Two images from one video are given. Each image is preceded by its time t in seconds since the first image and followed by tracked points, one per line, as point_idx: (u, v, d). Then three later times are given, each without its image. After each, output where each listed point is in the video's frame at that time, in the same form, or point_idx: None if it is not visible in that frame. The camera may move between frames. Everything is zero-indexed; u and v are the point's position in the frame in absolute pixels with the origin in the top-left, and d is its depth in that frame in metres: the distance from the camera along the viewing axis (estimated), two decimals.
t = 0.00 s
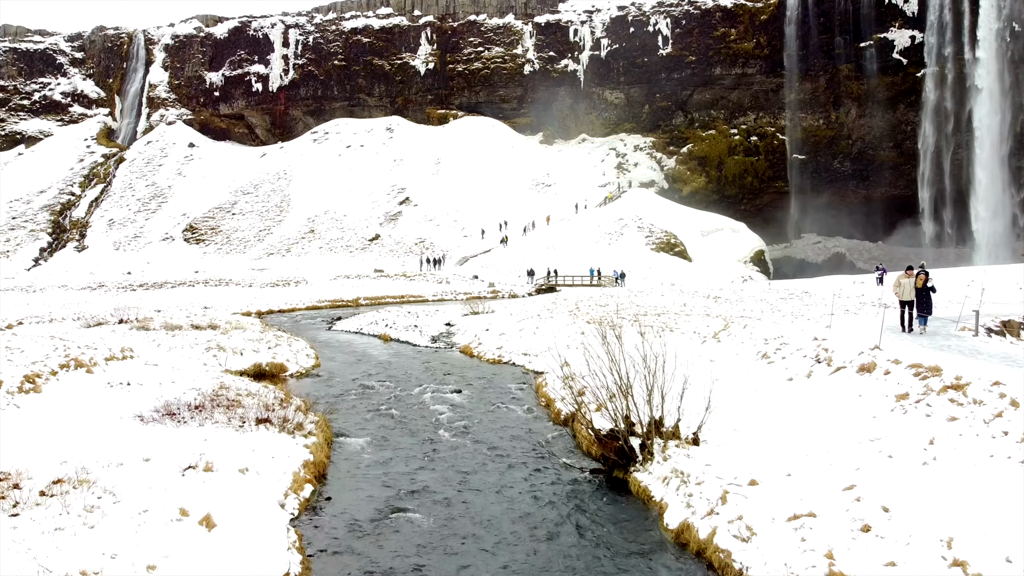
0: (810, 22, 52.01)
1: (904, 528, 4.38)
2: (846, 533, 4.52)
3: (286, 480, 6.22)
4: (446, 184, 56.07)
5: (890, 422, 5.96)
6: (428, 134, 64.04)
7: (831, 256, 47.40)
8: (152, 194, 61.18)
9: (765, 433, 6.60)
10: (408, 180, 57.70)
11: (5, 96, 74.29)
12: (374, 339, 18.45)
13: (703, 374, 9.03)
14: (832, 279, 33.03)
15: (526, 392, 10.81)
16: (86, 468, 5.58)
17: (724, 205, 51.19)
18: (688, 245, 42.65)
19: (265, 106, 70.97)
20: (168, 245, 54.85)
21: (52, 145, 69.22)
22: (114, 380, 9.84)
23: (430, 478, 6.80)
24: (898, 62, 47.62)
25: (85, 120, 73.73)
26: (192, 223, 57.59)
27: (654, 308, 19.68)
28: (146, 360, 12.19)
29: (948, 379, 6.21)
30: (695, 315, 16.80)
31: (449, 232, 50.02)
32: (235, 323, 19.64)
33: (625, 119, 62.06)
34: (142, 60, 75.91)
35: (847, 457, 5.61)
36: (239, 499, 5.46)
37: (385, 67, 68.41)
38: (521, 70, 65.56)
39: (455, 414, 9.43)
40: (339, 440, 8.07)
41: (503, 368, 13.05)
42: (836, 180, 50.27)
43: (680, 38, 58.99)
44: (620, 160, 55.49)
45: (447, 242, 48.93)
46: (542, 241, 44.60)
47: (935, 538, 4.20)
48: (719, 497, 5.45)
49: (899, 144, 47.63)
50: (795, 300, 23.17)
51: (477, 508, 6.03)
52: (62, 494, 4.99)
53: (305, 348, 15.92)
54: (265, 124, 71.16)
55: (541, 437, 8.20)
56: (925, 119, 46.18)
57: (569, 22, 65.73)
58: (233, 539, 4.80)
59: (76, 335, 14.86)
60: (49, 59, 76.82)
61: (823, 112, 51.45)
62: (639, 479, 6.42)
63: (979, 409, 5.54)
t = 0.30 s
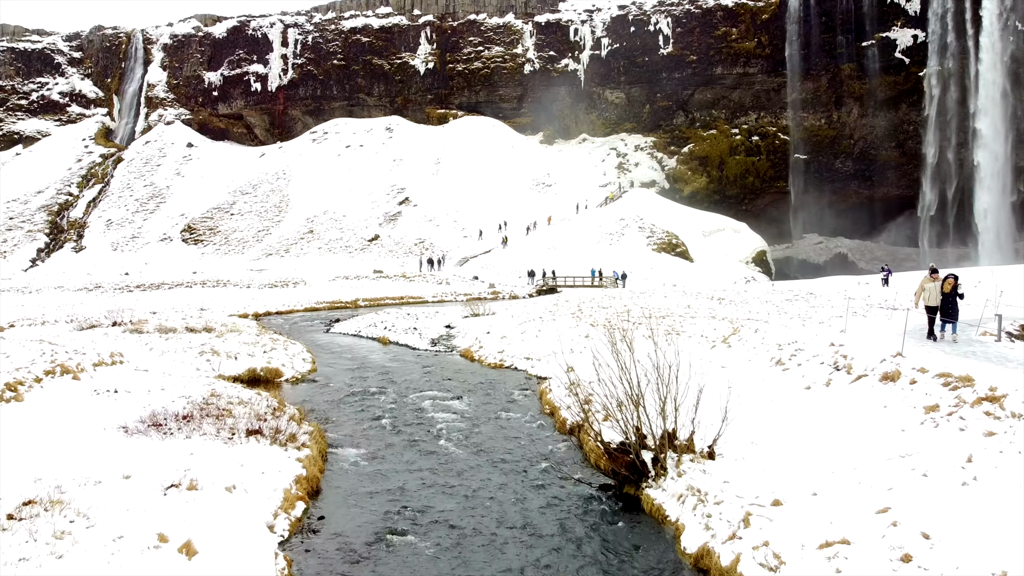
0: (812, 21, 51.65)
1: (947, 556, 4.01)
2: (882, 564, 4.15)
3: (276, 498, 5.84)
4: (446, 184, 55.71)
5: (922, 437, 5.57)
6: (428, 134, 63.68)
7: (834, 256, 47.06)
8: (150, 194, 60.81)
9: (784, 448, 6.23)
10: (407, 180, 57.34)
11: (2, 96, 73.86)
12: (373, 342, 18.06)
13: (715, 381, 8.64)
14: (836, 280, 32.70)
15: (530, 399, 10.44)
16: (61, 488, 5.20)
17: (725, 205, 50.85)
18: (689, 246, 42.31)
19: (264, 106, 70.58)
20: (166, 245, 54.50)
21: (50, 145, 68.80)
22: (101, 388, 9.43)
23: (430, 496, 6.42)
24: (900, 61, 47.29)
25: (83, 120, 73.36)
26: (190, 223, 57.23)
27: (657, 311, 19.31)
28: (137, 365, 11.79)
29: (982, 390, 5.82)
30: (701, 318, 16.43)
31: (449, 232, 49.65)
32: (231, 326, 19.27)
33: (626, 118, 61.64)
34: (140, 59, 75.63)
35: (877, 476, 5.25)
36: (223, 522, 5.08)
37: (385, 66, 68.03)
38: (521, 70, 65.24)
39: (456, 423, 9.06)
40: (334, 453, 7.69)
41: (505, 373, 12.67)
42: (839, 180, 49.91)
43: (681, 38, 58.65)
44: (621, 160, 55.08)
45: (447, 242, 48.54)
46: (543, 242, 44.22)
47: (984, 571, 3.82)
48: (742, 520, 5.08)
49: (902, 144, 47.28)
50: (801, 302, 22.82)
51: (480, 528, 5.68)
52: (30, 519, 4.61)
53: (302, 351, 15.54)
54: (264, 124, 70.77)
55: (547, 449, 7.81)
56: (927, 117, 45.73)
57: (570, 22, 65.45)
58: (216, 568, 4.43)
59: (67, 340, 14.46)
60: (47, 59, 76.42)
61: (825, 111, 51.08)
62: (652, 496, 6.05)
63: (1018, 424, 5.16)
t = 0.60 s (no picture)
0: (813, 20, 51.31)
1: None
2: None
3: (265, 516, 5.49)
4: (446, 184, 55.36)
5: (955, 452, 5.19)
6: (427, 134, 63.33)
7: (835, 257, 46.78)
8: (148, 194, 60.47)
9: (804, 464, 5.87)
10: (407, 180, 57.01)
11: None
12: (371, 345, 17.71)
13: (726, 388, 8.28)
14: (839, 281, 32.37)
15: (533, 406, 10.09)
16: (30, 509, 4.83)
17: (726, 205, 50.52)
18: (690, 246, 42.00)
19: (263, 106, 70.24)
20: (164, 246, 54.15)
21: (47, 145, 68.41)
22: (86, 395, 9.05)
23: (429, 514, 6.06)
24: (902, 61, 46.92)
25: (81, 120, 72.97)
26: (188, 223, 56.87)
27: (660, 313, 18.95)
28: (127, 371, 11.42)
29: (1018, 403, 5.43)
30: (705, 321, 16.08)
31: (449, 232, 49.30)
32: (226, 328, 18.92)
33: (626, 118, 61.33)
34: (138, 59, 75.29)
35: (909, 495, 4.89)
36: (204, 547, 4.72)
37: (384, 66, 67.76)
38: (521, 69, 64.94)
39: (457, 432, 8.69)
40: (328, 465, 7.33)
41: (506, 378, 12.32)
42: (840, 180, 49.56)
43: (682, 37, 58.34)
44: (621, 160, 54.73)
45: (447, 242, 48.19)
46: (543, 242, 43.86)
47: None
48: (765, 546, 4.72)
49: (903, 144, 46.92)
50: (806, 303, 22.46)
51: (481, 552, 5.33)
52: None
53: (299, 355, 15.17)
54: (262, 124, 70.47)
55: (551, 461, 7.45)
56: (930, 117, 45.38)
57: (570, 21, 65.16)
58: None
59: (57, 344, 14.10)
60: (45, 59, 76.01)
61: (827, 111, 50.72)
62: (665, 514, 5.69)
63: None
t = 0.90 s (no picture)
0: (814, 20, 51.02)
1: None
2: None
3: (252, 537, 5.15)
4: (445, 184, 55.03)
5: (991, 470, 4.84)
6: (426, 134, 63.01)
7: (837, 257, 46.54)
8: (146, 195, 60.13)
9: (825, 481, 5.54)
10: (407, 180, 56.68)
11: None
12: (368, 348, 17.34)
13: (738, 396, 7.93)
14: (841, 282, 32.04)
15: (535, 413, 9.75)
16: None
17: (727, 205, 50.21)
18: (691, 247, 41.69)
19: (262, 106, 69.91)
20: (162, 246, 53.80)
21: (45, 145, 68.05)
22: (71, 403, 8.69)
23: (426, 534, 5.71)
24: (904, 60, 46.59)
25: (79, 120, 72.60)
26: (187, 224, 56.53)
27: (663, 315, 18.63)
28: (117, 377, 11.06)
29: None
30: (709, 323, 15.76)
31: (448, 233, 48.95)
32: (221, 331, 18.57)
33: (627, 118, 61.00)
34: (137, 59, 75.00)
35: (946, 518, 4.53)
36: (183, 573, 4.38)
37: (383, 66, 67.54)
38: (521, 69, 64.63)
39: (457, 442, 8.34)
40: (321, 478, 6.99)
41: (508, 383, 11.98)
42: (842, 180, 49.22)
43: (682, 36, 58.04)
44: (622, 159, 54.43)
45: (447, 243, 47.84)
46: (543, 243, 43.50)
47: None
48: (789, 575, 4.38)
49: (905, 144, 46.59)
50: (810, 305, 22.14)
51: None
52: None
53: (294, 358, 14.79)
54: (261, 124, 70.21)
55: (556, 474, 7.10)
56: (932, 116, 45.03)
57: (570, 20, 64.85)
58: None
59: (46, 348, 13.73)
60: (43, 58, 75.66)
61: (828, 110, 50.42)
62: (678, 535, 5.35)
63: None
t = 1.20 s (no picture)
0: (815, 19, 50.77)
1: None
2: None
3: (238, 560, 4.82)
4: (445, 184, 54.72)
5: None
6: (425, 134, 62.73)
7: (839, 257, 46.30)
8: (145, 195, 59.79)
9: (848, 498, 5.24)
10: (406, 180, 56.35)
11: None
12: (366, 351, 17.06)
13: (749, 404, 7.61)
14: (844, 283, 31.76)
15: (538, 421, 9.44)
16: None
17: (728, 205, 49.92)
18: (692, 247, 41.38)
19: (261, 106, 69.66)
20: (160, 247, 53.45)
21: (43, 145, 67.71)
22: (55, 410, 8.33)
23: (424, 555, 5.39)
24: (905, 59, 46.17)
25: (77, 120, 72.28)
26: (185, 224, 56.17)
27: (666, 317, 18.30)
28: (106, 383, 10.71)
29: None
30: (714, 326, 15.45)
31: (448, 233, 48.62)
32: (216, 333, 18.28)
33: (627, 117, 60.72)
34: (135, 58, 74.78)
35: (983, 543, 4.22)
36: None
37: (382, 65, 67.27)
38: (521, 68, 64.34)
39: (457, 451, 8.03)
40: (313, 492, 6.67)
41: (509, 388, 11.67)
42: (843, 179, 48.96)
43: (683, 36, 57.78)
44: (622, 159, 54.17)
45: (447, 243, 47.50)
46: (543, 244, 43.12)
47: None
48: None
49: (907, 143, 46.28)
50: (813, 306, 21.87)
51: None
52: None
53: (290, 362, 14.46)
54: (260, 124, 70.00)
55: (560, 488, 6.78)
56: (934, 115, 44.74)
57: (570, 19, 64.59)
58: None
59: (36, 352, 13.37)
60: (41, 58, 75.36)
61: (829, 110, 50.13)
62: (690, 555, 5.03)
63: None
